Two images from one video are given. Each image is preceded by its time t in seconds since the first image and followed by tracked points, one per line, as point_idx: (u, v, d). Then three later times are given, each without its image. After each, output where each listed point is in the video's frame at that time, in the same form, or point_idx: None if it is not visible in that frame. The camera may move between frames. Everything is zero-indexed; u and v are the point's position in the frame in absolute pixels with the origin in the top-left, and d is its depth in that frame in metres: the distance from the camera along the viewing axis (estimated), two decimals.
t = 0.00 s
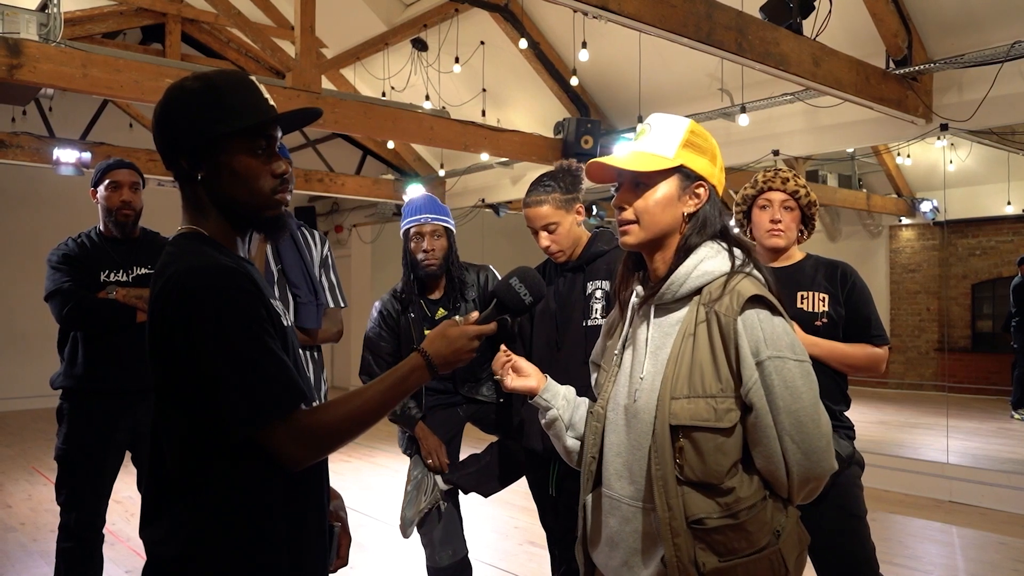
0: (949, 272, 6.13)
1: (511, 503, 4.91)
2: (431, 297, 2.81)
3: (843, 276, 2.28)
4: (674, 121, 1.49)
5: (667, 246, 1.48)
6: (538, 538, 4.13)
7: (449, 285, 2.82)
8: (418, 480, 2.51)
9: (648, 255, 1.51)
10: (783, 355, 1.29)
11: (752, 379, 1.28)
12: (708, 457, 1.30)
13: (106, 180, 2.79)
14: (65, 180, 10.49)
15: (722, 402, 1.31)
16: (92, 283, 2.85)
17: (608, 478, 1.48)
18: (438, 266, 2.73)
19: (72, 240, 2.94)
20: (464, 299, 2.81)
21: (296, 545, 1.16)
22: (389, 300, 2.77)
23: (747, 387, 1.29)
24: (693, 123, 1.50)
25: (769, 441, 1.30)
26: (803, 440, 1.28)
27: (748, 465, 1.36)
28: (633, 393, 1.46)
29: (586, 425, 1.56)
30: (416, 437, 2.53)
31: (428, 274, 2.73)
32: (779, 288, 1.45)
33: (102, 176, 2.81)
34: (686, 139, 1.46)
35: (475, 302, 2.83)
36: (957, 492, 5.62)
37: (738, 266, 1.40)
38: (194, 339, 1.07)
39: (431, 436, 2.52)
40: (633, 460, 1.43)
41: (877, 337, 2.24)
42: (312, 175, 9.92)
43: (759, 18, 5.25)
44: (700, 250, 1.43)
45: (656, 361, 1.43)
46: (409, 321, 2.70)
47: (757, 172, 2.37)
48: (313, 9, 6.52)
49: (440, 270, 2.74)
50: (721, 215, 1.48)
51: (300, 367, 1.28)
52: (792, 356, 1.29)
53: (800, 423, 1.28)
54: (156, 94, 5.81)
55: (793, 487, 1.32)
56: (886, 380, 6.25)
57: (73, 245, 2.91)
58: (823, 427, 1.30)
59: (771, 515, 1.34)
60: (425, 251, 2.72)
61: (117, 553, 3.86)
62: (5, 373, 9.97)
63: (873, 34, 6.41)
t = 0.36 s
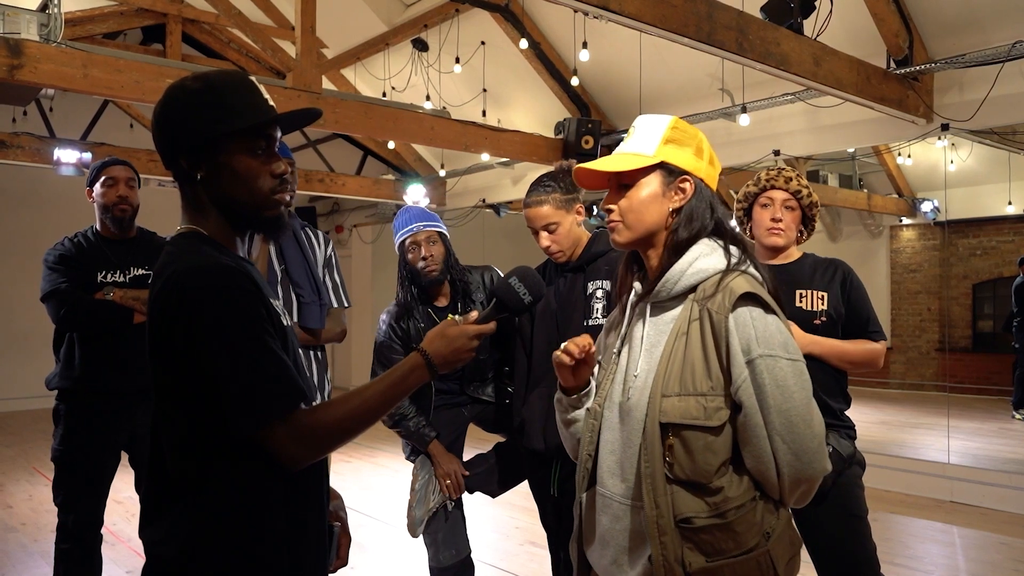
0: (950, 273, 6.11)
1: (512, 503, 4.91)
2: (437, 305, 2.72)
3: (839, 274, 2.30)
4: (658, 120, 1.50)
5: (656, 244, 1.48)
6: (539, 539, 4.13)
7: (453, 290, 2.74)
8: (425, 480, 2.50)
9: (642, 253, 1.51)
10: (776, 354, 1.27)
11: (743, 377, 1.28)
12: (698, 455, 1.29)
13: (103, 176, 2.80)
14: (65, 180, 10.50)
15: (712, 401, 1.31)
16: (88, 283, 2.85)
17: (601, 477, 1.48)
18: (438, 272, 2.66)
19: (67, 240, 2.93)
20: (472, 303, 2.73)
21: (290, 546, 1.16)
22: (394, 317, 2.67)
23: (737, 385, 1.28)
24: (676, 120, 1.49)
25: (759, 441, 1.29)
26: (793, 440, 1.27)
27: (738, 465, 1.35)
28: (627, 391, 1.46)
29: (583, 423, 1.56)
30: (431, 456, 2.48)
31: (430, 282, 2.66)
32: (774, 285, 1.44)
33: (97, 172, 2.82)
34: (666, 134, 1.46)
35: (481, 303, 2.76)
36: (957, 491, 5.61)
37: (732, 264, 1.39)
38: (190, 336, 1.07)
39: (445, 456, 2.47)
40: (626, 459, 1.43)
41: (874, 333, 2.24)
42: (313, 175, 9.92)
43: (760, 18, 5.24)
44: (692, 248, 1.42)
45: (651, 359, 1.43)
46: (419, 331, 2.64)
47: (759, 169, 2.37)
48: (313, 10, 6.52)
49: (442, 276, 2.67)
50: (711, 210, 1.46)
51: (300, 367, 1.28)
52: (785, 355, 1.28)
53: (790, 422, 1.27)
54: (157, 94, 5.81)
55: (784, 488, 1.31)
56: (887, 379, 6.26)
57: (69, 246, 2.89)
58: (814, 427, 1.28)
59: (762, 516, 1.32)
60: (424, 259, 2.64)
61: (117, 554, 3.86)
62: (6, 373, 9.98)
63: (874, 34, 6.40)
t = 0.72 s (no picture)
0: (953, 272, 6.08)
1: (513, 503, 4.91)
2: (445, 308, 2.71)
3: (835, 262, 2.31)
4: (670, 119, 1.48)
5: (660, 245, 1.47)
6: (539, 538, 4.14)
7: (461, 295, 2.73)
8: (433, 482, 2.49)
9: (644, 254, 1.50)
10: (774, 354, 1.27)
11: (740, 377, 1.27)
12: (693, 457, 1.29)
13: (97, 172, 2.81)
14: (66, 180, 10.50)
15: (709, 402, 1.30)
16: (82, 282, 2.85)
17: (596, 481, 1.48)
18: (449, 275, 2.66)
19: (61, 240, 2.93)
20: (478, 306, 2.71)
21: (291, 550, 1.15)
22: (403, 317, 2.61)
23: (734, 385, 1.28)
24: (689, 121, 1.49)
25: (757, 442, 1.28)
26: (792, 442, 1.26)
27: (735, 468, 1.34)
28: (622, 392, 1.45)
29: (579, 424, 1.55)
30: (441, 459, 2.50)
31: (440, 286, 2.66)
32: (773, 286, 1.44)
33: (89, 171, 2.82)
34: (680, 137, 1.45)
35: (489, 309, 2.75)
36: (958, 492, 5.61)
37: (729, 264, 1.38)
38: (189, 335, 1.07)
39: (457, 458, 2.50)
40: (622, 461, 1.42)
41: (874, 315, 2.24)
42: (313, 175, 9.92)
43: (761, 19, 5.23)
44: (692, 248, 1.41)
45: (645, 359, 1.43)
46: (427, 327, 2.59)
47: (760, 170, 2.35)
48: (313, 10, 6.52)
49: (452, 279, 2.67)
50: (717, 215, 1.46)
51: (300, 367, 1.28)
52: (783, 355, 1.27)
53: (788, 424, 1.26)
54: (157, 94, 5.80)
55: (782, 492, 1.30)
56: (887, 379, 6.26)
57: (63, 245, 2.89)
58: (812, 430, 1.27)
59: (759, 521, 1.33)
60: (435, 261, 2.65)
61: (118, 554, 3.87)
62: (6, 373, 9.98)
63: (875, 35, 6.40)
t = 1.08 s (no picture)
0: (952, 273, 6.17)
1: (514, 503, 4.91)
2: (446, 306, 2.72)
3: (841, 275, 2.27)
4: (668, 116, 1.47)
5: (654, 240, 1.46)
6: (540, 539, 4.14)
7: (463, 295, 2.73)
8: (436, 481, 2.52)
9: (639, 249, 1.49)
10: (763, 354, 1.23)
11: (727, 377, 1.24)
12: (677, 460, 1.26)
13: (89, 180, 2.75)
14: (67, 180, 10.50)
15: (694, 401, 1.27)
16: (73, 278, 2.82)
17: (582, 483, 1.46)
18: (448, 275, 2.64)
19: (50, 235, 2.90)
20: (481, 306, 2.70)
21: (281, 557, 1.14)
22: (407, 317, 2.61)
23: (720, 384, 1.25)
24: (687, 118, 1.48)
25: (742, 445, 1.24)
26: (777, 447, 1.23)
27: (720, 473, 1.31)
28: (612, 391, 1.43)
29: (570, 424, 1.53)
30: (446, 458, 2.48)
31: (440, 285, 2.65)
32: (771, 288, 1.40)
33: (80, 177, 2.77)
34: (676, 131, 1.44)
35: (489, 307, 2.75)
36: (959, 493, 5.60)
37: (724, 262, 1.36)
38: (189, 333, 1.07)
39: (459, 456, 2.48)
40: (608, 462, 1.41)
41: (877, 334, 2.24)
42: (314, 176, 9.92)
43: (762, 19, 5.24)
44: (686, 245, 1.39)
45: (635, 359, 1.41)
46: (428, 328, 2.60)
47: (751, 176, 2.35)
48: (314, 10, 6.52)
49: (452, 280, 2.65)
50: (715, 212, 1.44)
51: (302, 367, 1.27)
52: (773, 356, 1.24)
53: (775, 427, 1.22)
54: (158, 94, 5.80)
55: (768, 500, 1.27)
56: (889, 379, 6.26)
57: (52, 242, 2.86)
58: (802, 436, 1.23)
59: (743, 530, 1.29)
60: (435, 261, 2.63)
61: (119, 554, 3.87)
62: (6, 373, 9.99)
63: (876, 35, 6.40)
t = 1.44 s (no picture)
0: (953, 274, 6.18)
1: (515, 504, 4.92)
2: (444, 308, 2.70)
3: (840, 275, 2.28)
4: (667, 119, 1.48)
5: (653, 245, 1.46)
6: (541, 539, 4.15)
7: (458, 296, 2.69)
8: (436, 483, 2.52)
9: (637, 255, 1.49)
10: (749, 361, 1.24)
11: (711, 382, 1.25)
12: (659, 467, 1.26)
13: (81, 175, 2.72)
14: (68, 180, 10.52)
15: (678, 408, 1.27)
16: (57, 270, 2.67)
17: (571, 490, 1.45)
18: (443, 279, 2.63)
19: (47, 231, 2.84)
20: (476, 309, 2.68)
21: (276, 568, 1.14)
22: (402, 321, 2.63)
23: (703, 390, 1.25)
24: (686, 121, 1.48)
25: (726, 454, 1.24)
26: (760, 455, 1.23)
27: (703, 483, 1.31)
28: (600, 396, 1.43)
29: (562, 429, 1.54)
30: (447, 458, 2.49)
31: (437, 289, 2.64)
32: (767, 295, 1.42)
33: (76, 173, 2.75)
34: (676, 135, 1.45)
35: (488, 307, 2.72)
36: (960, 494, 5.61)
37: (716, 266, 1.36)
38: (196, 337, 1.08)
39: (460, 457, 2.49)
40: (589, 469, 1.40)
41: (877, 334, 2.23)
42: (315, 177, 9.93)
43: (763, 21, 5.24)
44: (679, 249, 1.39)
45: (623, 364, 1.41)
46: (425, 331, 2.60)
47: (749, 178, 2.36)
48: (315, 11, 6.53)
49: (448, 283, 2.64)
50: (715, 214, 1.45)
51: (309, 370, 1.28)
52: (759, 363, 1.24)
53: (760, 436, 1.22)
54: (160, 95, 5.80)
55: (752, 512, 1.26)
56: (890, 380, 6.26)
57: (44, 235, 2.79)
58: (789, 446, 1.23)
59: (726, 542, 1.29)
60: (430, 265, 2.62)
61: (120, 554, 3.88)
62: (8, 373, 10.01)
63: (876, 36, 6.40)
